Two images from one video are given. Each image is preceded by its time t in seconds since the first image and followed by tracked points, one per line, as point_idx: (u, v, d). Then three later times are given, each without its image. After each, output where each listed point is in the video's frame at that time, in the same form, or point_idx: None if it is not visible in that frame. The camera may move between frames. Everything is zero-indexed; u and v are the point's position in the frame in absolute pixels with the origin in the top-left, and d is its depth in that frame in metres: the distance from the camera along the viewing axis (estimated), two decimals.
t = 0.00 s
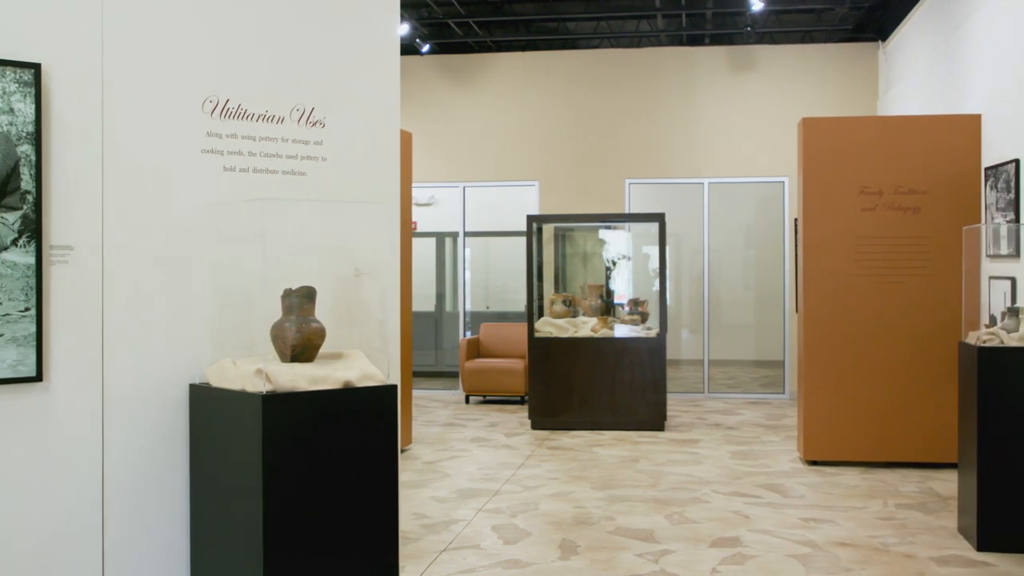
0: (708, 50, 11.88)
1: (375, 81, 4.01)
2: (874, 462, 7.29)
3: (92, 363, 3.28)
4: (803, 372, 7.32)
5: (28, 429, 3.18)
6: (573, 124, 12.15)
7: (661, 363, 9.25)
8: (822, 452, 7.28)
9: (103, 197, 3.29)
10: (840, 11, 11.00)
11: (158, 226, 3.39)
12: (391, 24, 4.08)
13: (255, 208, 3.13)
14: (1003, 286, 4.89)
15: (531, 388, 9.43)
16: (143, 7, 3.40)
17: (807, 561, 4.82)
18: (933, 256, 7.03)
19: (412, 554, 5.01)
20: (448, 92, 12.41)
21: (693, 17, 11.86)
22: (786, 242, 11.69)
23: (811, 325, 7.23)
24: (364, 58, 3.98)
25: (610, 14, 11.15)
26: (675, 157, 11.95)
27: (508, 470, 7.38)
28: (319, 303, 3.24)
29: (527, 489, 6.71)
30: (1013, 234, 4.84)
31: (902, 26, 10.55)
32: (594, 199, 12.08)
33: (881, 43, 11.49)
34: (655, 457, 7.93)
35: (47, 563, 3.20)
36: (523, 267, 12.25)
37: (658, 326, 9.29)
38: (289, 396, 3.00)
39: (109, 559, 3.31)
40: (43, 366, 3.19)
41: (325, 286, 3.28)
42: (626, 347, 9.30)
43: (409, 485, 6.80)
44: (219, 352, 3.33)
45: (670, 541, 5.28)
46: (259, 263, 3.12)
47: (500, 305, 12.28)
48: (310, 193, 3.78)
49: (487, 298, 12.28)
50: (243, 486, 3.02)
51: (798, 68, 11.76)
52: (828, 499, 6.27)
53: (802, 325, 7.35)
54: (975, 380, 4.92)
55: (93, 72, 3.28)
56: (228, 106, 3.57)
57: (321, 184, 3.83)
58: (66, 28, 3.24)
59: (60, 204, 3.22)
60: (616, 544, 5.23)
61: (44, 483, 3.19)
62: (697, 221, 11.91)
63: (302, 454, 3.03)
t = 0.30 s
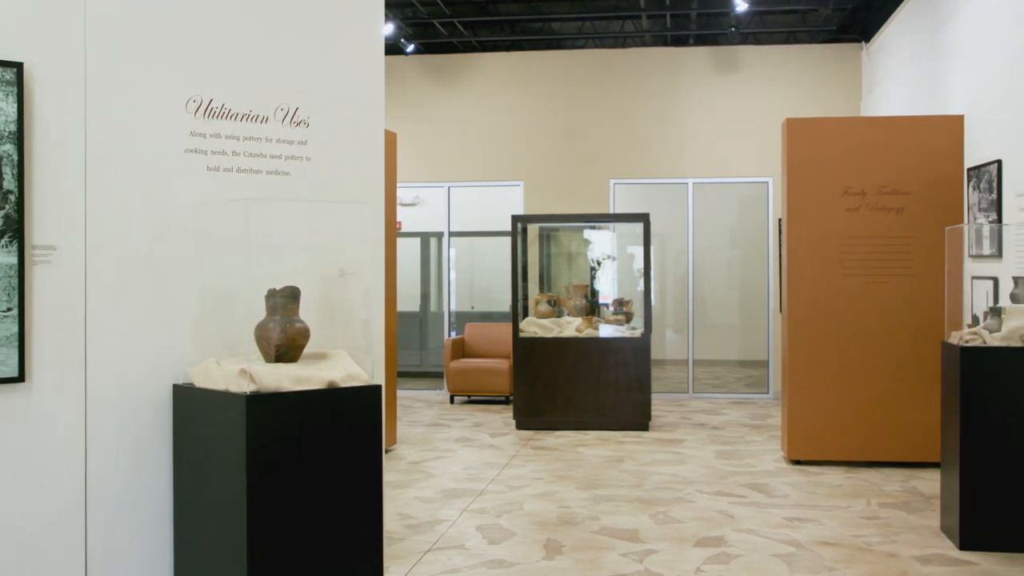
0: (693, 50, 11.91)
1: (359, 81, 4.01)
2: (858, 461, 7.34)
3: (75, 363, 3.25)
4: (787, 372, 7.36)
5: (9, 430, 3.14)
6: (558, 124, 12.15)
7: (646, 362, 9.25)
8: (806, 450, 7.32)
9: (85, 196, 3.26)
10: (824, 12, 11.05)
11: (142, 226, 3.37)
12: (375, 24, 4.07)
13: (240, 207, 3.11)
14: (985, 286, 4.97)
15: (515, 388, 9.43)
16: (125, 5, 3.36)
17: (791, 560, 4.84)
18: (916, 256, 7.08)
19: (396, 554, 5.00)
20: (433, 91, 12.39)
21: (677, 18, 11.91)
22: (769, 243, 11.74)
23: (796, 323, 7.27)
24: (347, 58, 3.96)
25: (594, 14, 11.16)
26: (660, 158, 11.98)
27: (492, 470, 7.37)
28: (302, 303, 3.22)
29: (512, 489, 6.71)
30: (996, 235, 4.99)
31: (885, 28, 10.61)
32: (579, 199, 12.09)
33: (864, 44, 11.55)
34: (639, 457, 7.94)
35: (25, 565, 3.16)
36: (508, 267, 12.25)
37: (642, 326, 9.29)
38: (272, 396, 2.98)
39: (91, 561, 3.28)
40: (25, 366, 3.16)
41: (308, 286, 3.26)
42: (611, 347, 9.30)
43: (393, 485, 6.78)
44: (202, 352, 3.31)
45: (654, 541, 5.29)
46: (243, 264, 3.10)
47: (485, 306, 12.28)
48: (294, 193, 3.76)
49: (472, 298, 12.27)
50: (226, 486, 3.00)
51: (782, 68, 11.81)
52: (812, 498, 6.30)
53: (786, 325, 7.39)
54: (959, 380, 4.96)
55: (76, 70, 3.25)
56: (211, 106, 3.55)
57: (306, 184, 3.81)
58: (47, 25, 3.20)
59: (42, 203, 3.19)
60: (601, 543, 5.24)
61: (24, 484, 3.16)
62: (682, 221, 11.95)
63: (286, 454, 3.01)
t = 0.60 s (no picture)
0: (679, 50, 11.94)
1: (343, 81, 4.01)
2: (842, 461, 7.37)
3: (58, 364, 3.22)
4: (771, 372, 7.39)
5: None
6: (543, 124, 12.16)
7: (631, 362, 9.26)
8: (790, 451, 7.35)
9: (69, 195, 3.23)
10: (808, 12, 11.11)
11: (127, 227, 3.34)
12: (359, 26, 4.08)
13: (224, 207, 3.11)
14: (969, 286, 5.02)
15: (500, 389, 9.43)
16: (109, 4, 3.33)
17: (775, 559, 4.86)
18: (899, 257, 7.12)
19: (381, 554, 4.98)
20: (418, 91, 12.37)
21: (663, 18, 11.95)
22: (754, 242, 11.78)
23: (780, 325, 7.31)
24: (331, 59, 3.96)
25: (580, 15, 11.18)
26: (646, 159, 12.00)
27: (478, 470, 7.37)
28: (287, 303, 3.21)
29: (497, 488, 6.70)
30: (979, 235, 4.99)
31: (869, 28, 10.67)
32: (564, 199, 12.10)
33: (848, 45, 11.62)
34: (625, 456, 7.96)
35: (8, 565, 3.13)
36: (493, 267, 12.24)
37: (628, 326, 9.30)
38: (256, 396, 2.97)
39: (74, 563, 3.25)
40: (8, 368, 3.12)
41: (294, 287, 3.25)
42: (597, 347, 9.29)
43: (379, 485, 6.77)
44: (185, 352, 3.29)
45: (639, 540, 5.30)
46: (228, 264, 3.11)
47: (470, 306, 12.27)
48: (279, 192, 3.75)
49: (457, 298, 12.26)
50: (211, 487, 2.98)
51: (767, 69, 11.85)
52: (796, 497, 6.33)
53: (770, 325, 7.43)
54: (943, 379, 4.99)
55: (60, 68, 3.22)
56: (196, 105, 3.53)
57: (290, 184, 3.80)
58: (30, 24, 3.17)
59: (26, 202, 3.15)
60: (586, 543, 5.24)
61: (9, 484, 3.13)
62: (667, 221, 11.97)
63: (271, 455, 3.00)
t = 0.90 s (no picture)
0: (661, 51, 11.97)
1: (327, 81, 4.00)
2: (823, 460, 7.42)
3: (39, 365, 3.18)
4: (752, 371, 7.42)
5: None
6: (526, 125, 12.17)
7: (613, 362, 9.30)
8: (773, 450, 7.38)
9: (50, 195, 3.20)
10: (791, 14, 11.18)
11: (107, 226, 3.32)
12: (341, 26, 4.07)
13: (206, 207, 3.09)
14: (950, 286, 5.04)
15: (483, 389, 9.41)
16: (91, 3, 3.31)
17: (757, 559, 4.88)
18: (880, 257, 7.17)
19: (363, 555, 4.97)
20: (401, 91, 12.34)
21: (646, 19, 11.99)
22: (737, 243, 11.83)
23: (762, 325, 7.34)
24: (314, 58, 3.94)
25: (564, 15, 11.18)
26: (629, 159, 12.03)
27: (461, 471, 7.36)
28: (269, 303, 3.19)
29: (480, 489, 6.70)
30: (959, 234, 5.04)
31: (851, 30, 10.75)
32: (547, 199, 12.11)
33: (830, 45, 11.69)
34: (607, 456, 7.98)
35: None
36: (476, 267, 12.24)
37: (610, 326, 9.33)
38: (238, 398, 2.94)
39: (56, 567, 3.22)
40: None
41: (276, 287, 3.25)
42: (579, 347, 9.32)
43: (361, 486, 6.74)
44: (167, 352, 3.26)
45: (621, 540, 5.31)
46: (209, 264, 3.07)
47: (453, 305, 12.26)
48: (262, 193, 3.72)
49: (440, 298, 12.25)
50: (192, 490, 2.96)
51: (750, 69, 11.90)
52: (777, 497, 6.36)
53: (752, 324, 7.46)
54: (923, 379, 5.04)
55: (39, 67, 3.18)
56: (178, 105, 3.50)
57: (273, 184, 3.77)
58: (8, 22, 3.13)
59: (6, 202, 3.12)
60: (568, 543, 5.24)
61: None
62: (650, 221, 12.01)
63: (252, 456, 2.98)
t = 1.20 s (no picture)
0: (639, 52, 11.99)
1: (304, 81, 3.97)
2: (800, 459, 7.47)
3: (14, 365, 3.13)
4: (732, 370, 7.46)
5: None
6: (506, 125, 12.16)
7: (592, 361, 9.30)
8: (752, 449, 7.42)
9: (25, 194, 3.14)
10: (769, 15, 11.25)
11: (84, 225, 3.27)
12: (319, 26, 4.05)
13: (185, 207, 3.06)
14: (926, 286, 5.12)
15: (462, 389, 9.40)
16: None
17: (735, 558, 4.90)
18: (857, 257, 7.23)
19: (342, 556, 4.94)
20: (380, 90, 12.30)
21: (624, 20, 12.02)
22: (715, 243, 11.89)
23: (740, 324, 7.39)
24: (292, 58, 3.92)
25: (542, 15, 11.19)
26: (608, 160, 12.06)
27: (440, 471, 7.35)
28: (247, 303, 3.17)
29: (459, 489, 6.69)
30: (936, 235, 5.14)
31: (828, 31, 10.82)
32: (526, 200, 12.12)
33: (808, 47, 11.78)
34: (586, 456, 7.99)
35: None
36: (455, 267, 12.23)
37: (590, 326, 9.34)
38: (215, 398, 2.92)
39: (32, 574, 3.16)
40: None
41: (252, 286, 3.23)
42: (558, 346, 9.31)
43: (340, 486, 6.72)
44: (145, 351, 3.23)
45: (600, 540, 5.32)
46: (187, 263, 3.05)
47: (432, 305, 12.25)
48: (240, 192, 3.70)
49: (419, 298, 12.23)
50: (169, 491, 2.93)
51: (728, 70, 11.96)
52: (755, 496, 6.40)
53: (731, 325, 7.50)
54: (901, 378, 5.08)
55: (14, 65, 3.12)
56: (155, 104, 3.47)
57: (251, 184, 3.75)
58: None
59: None
60: (547, 543, 5.25)
61: None
62: (629, 221, 12.05)
63: (230, 456, 2.95)
